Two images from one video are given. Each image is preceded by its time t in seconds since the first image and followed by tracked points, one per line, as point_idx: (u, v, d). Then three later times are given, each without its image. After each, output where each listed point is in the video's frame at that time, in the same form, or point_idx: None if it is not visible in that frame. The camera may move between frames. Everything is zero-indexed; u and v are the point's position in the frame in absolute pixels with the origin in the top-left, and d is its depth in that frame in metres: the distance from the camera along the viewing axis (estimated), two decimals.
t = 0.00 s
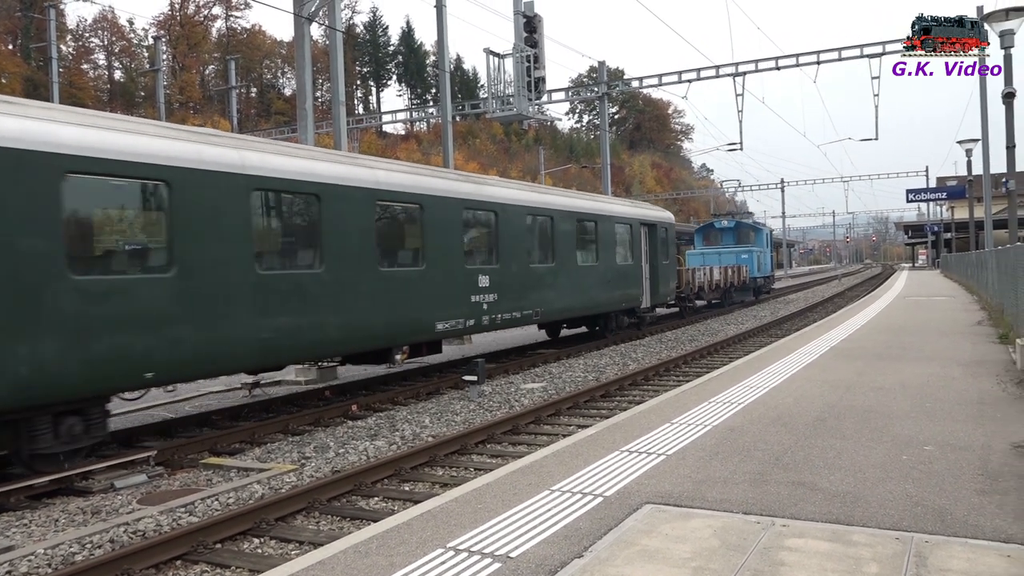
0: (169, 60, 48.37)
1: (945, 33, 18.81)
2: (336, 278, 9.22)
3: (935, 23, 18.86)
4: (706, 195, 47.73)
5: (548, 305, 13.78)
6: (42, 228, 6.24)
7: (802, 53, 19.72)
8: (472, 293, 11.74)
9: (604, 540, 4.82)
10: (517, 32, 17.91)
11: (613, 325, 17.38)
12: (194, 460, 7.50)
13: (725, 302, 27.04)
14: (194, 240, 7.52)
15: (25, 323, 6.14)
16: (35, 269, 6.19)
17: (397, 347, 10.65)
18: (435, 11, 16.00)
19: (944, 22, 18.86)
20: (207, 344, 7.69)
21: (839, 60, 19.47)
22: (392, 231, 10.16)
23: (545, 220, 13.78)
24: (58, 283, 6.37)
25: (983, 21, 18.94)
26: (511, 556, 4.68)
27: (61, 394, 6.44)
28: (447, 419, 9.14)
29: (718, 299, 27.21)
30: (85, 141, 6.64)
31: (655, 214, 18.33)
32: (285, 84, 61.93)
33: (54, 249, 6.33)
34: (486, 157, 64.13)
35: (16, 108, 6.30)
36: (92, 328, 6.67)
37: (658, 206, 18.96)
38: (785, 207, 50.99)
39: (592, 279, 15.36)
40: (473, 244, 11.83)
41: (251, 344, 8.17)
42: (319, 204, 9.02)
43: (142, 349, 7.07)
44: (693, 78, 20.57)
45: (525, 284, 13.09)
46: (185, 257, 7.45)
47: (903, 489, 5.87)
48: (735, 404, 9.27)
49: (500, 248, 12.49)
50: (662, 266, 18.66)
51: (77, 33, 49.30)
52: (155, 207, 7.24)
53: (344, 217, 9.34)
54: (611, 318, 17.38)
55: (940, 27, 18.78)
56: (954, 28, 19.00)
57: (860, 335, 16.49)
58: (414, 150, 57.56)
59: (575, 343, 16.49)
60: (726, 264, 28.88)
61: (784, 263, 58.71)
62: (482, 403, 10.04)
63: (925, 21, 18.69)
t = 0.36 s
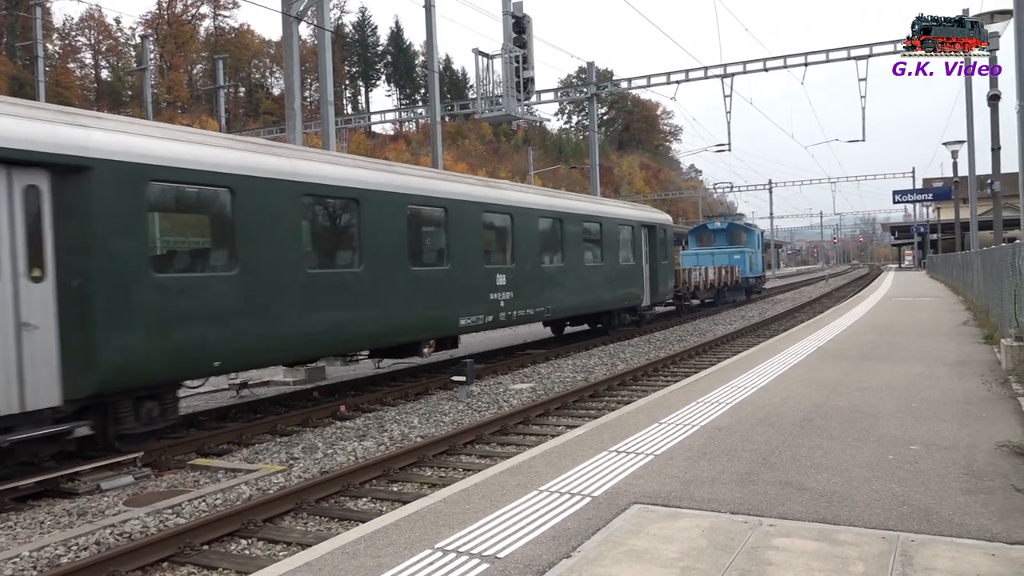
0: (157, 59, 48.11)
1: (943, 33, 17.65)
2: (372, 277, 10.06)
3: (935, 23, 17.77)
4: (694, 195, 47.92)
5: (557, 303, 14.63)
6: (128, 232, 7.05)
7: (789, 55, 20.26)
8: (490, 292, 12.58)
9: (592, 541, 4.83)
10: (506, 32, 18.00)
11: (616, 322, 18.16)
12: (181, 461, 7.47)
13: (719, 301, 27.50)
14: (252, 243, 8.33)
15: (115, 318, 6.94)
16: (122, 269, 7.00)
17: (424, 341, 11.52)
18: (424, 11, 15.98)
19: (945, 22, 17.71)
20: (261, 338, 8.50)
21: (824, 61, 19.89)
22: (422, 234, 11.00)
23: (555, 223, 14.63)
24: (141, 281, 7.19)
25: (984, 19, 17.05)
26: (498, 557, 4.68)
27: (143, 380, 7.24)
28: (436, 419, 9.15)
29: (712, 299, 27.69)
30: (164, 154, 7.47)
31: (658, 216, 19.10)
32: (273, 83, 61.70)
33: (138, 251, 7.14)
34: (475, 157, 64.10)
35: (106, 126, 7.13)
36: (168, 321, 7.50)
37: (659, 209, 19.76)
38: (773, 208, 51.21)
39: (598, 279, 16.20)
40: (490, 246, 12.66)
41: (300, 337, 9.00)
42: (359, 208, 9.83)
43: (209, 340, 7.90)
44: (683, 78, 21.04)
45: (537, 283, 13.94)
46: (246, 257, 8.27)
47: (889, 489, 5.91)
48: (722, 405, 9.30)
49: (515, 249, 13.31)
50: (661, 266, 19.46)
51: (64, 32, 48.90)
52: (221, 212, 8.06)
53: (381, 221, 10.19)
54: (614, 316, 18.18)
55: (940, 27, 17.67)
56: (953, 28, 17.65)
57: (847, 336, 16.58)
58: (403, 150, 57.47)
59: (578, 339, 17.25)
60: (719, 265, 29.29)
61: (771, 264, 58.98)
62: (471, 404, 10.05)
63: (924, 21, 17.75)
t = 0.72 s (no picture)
0: (149, 59, 47.97)
1: (944, 33, 16.86)
2: (405, 276, 10.87)
3: (935, 23, 16.96)
4: (687, 196, 48.06)
5: (568, 302, 15.43)
6: (201, 236, 7.90)
7: (782, 56, 20.19)
8: (508, 290, 13.38)
9: (585, 541, 4.83)
10: (499, 33, 18.04)
11: (621, 320, 18.91)
12: (174, 462, 7.44)
13: (718, 301, 27.91)
14: (304, 244, 9.16)
15: (191, 312, 7.79)
16: (195, 269, 7.85)
17: (452, 336, 12.35)
18: (417, 12, 15.99)
19: (944, 22, 16.96)
20: (311, 332, 9.31)
21: (817, 62, 19.81)
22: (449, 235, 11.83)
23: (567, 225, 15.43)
24: (213, 279, 8.04)
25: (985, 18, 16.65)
26: (492, 558, 4.68)
27: (212, 368, 8.04)
28: (430, 420, 9.14)
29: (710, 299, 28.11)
30: (230, 165, 8.29)
31: (662, 218, 19.85)
32: (266, 84, 61.53)
33: (209, 252, 7.99)
34: (468, 158, 64.14)
35: (182, 140, 7.94)
36: (235, 317, 8.32)
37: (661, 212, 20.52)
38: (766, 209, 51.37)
39: (605, 278, 16.98)
40: (508, 246, 13.46)
41: (343, 331, 9.80)
42: (393, 212, 10.64)
43: (266, 333, 8.70)
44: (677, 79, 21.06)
45: (550, 282, 14.74)
46: (298, 258, 9.10)
47: (881, 489, 5.93)
48: (715, 405, 9.32)
49: (530, 250, 14.11)
50: (663, 267, 20.24)
51: (55, 32, 48.68)
52: (278, 216, 8.87)
53: (414, 224, 11.03)
54: (620, 314, 18.95)
55: (941, 27, 16.89)
56: (954, 29, 16.92)
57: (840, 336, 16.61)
58: (396, 150, 57.42)
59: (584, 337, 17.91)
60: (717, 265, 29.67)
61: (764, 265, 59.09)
62: (464, 404, 10.04)
63: (923, 21, 16.83)
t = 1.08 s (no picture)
0: (136, 58, 47.72)
1: (943, 33, 14.98)
2: (430, 274, 11.69)
3: (936, 23, 15.11)
4: (677, 195, 48.23)
5: (574, 299, 16.29)
6: (258, 236, 8.65)
7: (771, 57, 20.16)
8: (520, 287, 14.25)
9: (573, 541, 4.84)
10: (488, 32, 18.03)
11: (621, 317, 19.64)
12: (161, 463, 7.41)
13: (711, 300, 28.28)
14: (343, 244, 9.96)
15: (250, 305, 8.53)
16: (253, 267, 8.60)
17: (470, 330, 13.18)
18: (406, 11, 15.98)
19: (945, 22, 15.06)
20: (349, 326, 10.10)
21: (806, 63, 19.79)
22: (467, 235, 12.68)
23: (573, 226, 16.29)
24: (268, 275, 8.80)
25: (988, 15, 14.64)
26: (480, 557, 4.68)
27: (266, 358, 8.81)
28: (419, 420, 9.13)
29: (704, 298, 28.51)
30: (278, 171, 9.02)
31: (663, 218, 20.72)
32: (255, 83, 61.31)
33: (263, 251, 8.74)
34: (458, 157, 64.17)
35: (237, 149, 8.67)
36: (287, 311, 9.10)
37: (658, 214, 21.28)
38: (754, 209, 51.60)
39: (608, 277, 17.83)
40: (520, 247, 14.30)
41: (376, 325, 10.59)
42: (419, 214, 11.44)
43: (312, 327, 9.48)
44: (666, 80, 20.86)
45: (558, 279, 15.61)
46: (338, 258, 9.89)
47: (868, 487, 5.97)
48: (704, 404, 9.35)
49: (540, 250, 14.98)
50: (659, 266, 21.02)
51: (42, 30, 48.35)
52: (321, 218, 9.66)
53: (436, 225, 11.86)
54: (619, 312, 19.73)
55: (941, 27, 14.99)
56: (954, 28, 15.00)
57: (828, 335, 16.69)
58: (386, 150, 57.37)
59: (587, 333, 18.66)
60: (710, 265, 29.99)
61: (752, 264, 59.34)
62: (453, 404, 10.03)
63: (922, 21, 15.13)
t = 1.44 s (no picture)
0: (125, 58, 47.45)
1: (945, 34, 12.54)
2: (451, 272, 12.41)
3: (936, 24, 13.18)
4: (667, 195, 48.32)
5: (580, 297, 16.94)
6: (304, 238, 9.34)
7: (760, 56, 20.31)
8: (532, 286, 14.95)
9: (565, 540, 4.85)
10: (478, 32, 17.99)
11: (624, 313, 20.18)
12: (151, 465, 7.38)
13: (707, 298, 28.53)
14: (375, 245, 10.65)
15: (298, 301, 9.22)
16: (301, 266, 9.30)
17: (486, 326, 13.88)
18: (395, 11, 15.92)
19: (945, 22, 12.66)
20: (380, 322, 10.79)
21: (795, 63, 19.91)
22: (483, 236, 13.40)
23: (580, 228, 16.97)
24: (313, 273, 9.49)
25: None
26: (472, 557, 4.68)
27: (310, 350, 9.49)
28: (410, 420, 9.12)
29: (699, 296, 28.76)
30: (322, 178, 9.72)
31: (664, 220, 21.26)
32: (244, 83, 61.08)
33: (309, 252, 9.43)
34: (449, 158, 64.14)
35: (286, 158, 9.35)
36: (328, 306, 9.79)
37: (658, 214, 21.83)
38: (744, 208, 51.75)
39: (612, 275, 18.49)
40: (531, 248, 14.99)
41: (403, 320, 11.25)
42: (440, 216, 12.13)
43: (349, 322, 10.16)
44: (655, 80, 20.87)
45: (566, 278, 16.29)
46: (370, 257, 10.58)
47: (858, 484, 6.00)
48: (694, 403, 9.38)
49: (549, 250, 15.67)
50: (660, 265, 21.58)
51: (29, 30, 48.06)
52: (356, 220, 10.34)
53: (455, 226, 12.55)
54: (620, 309, 20.28)
55: (941, 27, 12.63)
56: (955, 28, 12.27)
57: (817, 333, 16.74)
58: (375, 150, 57.25)
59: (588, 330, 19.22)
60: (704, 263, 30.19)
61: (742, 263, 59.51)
62: (445, 404, 10.03)
63: (924, 20, 13.45)
